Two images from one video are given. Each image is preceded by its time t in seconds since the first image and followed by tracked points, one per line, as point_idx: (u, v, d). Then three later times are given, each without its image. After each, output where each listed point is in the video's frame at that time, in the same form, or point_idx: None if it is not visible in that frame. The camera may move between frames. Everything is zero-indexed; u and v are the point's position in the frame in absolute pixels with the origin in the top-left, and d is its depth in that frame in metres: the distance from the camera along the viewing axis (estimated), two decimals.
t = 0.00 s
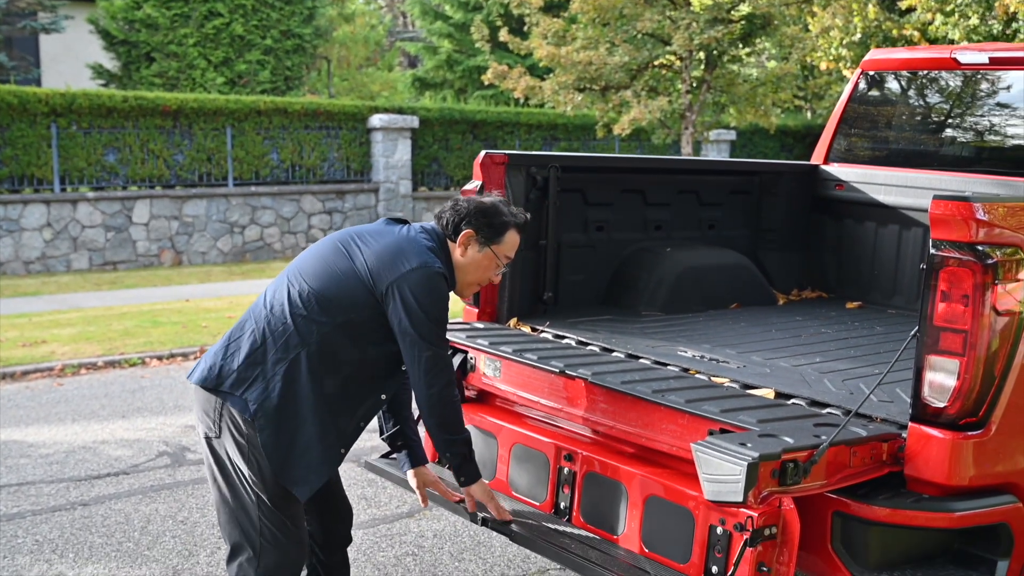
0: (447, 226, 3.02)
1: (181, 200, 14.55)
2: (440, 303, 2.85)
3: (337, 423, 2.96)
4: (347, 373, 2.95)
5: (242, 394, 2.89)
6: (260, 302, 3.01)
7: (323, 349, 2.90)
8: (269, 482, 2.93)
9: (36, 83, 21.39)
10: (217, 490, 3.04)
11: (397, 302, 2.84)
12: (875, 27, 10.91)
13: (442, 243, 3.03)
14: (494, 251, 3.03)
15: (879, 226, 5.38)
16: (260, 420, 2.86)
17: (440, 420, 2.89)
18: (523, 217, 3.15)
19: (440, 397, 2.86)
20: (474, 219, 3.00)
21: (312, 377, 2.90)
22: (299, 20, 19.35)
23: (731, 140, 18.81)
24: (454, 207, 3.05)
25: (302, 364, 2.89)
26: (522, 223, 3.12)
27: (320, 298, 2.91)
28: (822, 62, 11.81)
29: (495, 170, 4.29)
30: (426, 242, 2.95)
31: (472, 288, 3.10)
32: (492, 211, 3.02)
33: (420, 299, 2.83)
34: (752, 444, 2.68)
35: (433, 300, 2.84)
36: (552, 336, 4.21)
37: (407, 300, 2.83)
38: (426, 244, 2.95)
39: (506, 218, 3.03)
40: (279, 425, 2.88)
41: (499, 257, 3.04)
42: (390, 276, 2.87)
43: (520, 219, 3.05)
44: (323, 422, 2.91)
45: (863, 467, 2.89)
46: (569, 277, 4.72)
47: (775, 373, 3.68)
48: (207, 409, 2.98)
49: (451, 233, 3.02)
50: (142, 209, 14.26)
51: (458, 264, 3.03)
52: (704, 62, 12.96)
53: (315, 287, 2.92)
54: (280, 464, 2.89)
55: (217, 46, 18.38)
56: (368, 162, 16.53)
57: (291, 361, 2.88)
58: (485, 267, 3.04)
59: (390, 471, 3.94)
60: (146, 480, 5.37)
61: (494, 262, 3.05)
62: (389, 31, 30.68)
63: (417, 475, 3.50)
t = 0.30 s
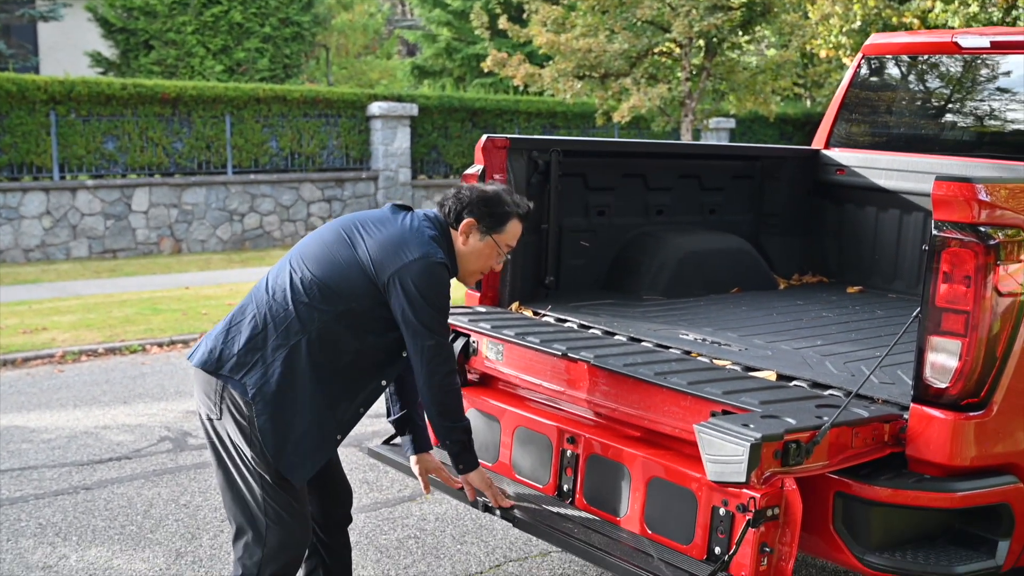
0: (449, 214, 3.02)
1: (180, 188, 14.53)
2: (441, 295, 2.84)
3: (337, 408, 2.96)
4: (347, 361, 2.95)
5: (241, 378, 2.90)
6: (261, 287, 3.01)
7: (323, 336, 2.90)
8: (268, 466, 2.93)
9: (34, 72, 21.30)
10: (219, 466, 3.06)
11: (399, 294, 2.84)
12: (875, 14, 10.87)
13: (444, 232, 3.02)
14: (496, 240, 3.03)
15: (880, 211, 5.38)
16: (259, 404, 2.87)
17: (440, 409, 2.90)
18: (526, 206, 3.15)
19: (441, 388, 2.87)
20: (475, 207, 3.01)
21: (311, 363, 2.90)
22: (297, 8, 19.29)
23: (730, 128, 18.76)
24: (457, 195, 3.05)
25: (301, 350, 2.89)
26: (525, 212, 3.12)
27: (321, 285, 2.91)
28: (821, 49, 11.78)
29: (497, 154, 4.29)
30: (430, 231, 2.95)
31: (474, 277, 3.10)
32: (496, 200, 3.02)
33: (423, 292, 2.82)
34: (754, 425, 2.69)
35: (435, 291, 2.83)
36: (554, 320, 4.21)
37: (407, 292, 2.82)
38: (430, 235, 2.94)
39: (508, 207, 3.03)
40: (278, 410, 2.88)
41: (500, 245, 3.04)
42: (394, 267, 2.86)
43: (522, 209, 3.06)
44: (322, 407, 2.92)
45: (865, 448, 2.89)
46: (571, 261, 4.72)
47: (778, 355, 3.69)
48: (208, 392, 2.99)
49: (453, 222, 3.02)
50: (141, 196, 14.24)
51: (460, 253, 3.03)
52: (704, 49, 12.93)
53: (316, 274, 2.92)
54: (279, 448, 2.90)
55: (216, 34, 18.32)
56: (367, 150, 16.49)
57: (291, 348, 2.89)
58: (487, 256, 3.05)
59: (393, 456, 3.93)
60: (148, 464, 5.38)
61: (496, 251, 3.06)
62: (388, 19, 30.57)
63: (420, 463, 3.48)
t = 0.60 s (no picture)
0: (420, 159, 2.98)
1: (180, 179, 14.53)
2: (418, 245, 2.86)
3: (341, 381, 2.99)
4: (345, 329, 2.97)
5: (246, 368, 2.91)
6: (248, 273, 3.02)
7: (316, 310, 2.91)
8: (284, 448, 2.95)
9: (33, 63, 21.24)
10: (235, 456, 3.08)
11: (376, 254, 2.85)
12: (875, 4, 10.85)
13: (416, 178, 2.99)
14: (472, 177, 3.03)
15: (880, 199, 5.39)
16: (267, 390, 2.89)
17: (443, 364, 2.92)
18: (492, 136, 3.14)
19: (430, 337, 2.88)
20: (448, 148, 2.97)
21: (311, 339, 2.92)
22: None
23: (729, 119, 18.73)
24: (423, 139, 3.00)
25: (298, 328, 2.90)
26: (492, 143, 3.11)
27: (305, 261, 2.90)
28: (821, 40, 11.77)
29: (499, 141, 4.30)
30: (401, 183, 2.94)
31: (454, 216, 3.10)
32: (465, 137, 2.99)
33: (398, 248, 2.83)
34: (757, 406, 2.70)
35: (412, 243, 2.85)
36: (556, 307, 4.22)
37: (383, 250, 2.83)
38: (396, 185, 2.93)
39: (480, 143, 3.02)
40: (288, 392, 2.91)
41: (477, 182, 3.05)
42: (365, 227, 2.86)
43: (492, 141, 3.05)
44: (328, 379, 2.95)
45: (865, 431, 2.90)
46: (572, 249, 4.73)
47: (779, 341, 3.70)
48: (217, 385, 3.01)
49: (426, 168, 2.99)
50: (141, 188, 14.23)
51: (439, 196, 3.01)
52: (703, 40, 12.93)
53: (296, 251, 2.92)
54: (290, 428, 2.92)
55: (215, 25, 18.30)
56: (366, 141, 16.46)
57: (288, 328, 2.90)
58: (466, 194, 3.05)
59: (396, 442, 3.94)
60: (151, 453, 5.39)
61: (472, 187, 3.06)
62: (387, 11, 30.50)
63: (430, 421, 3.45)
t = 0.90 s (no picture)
0: (362, 103, 3.09)
1: (180, 175, 14.51)
2: (365, 200, 2.92)
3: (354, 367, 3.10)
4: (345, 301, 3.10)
5: (260, 368, 2.98)
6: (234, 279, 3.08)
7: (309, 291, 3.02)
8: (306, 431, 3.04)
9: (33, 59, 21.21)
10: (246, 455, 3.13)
11: (326, 214, 2.90)
12: None
13: (361, 124, 3.10)
14: (418, 110, 3.14)
15: (882, 195, 5.40)
16: (289, 380, 2.98)
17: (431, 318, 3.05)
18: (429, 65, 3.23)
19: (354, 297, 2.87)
20: (387, 86, 3.08)
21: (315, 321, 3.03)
22: None
23: (729, 115, 18.72)
24: (362, 83, 3.10)
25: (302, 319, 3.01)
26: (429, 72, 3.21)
27: (285, 248, 2.98)
28: (821, 36, 11.77)
29: (501, 138, 4.31)
30: (345, 135, 3.04)
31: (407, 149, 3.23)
32: (404, 72, 3.09)
33: (346, 198, 2.90)
34: (760, 402, 2.70)
35: (366, 191, 2.93)
36: (558, 303, 4.22)
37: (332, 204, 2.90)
38: (337, 138, 3.01)
39: (418, 76, 3.11)
40: (307, 380, 3.01)
41: (422, 113, 3.16)
42: (315, 188, 2.92)
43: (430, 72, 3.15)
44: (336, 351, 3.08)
45: (868, 426, 2.90)
46: (574, 245, 4.73)
47: (782, 337, 3.71)
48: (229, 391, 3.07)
49: (369, 111, 3.09)
50: (141, 184, 14.23)
51: (388, 135, 3.13)
52: (703, 36, 12.93)
53: (270, 240, 2.99)
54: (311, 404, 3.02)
55: (215, 22, 18.28)
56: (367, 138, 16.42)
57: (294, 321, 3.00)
58: (414, 127, 3.16)
59: (400, 438, 3.92)
60: (153, 449, 5.40)
61: (419, 119, 3.17)
62: (387, 7, 30.46)
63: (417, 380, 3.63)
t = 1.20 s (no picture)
0: (314, 93, 3.15)
1: (186, 174, 14.52)
2: (334, 198, 2.99)
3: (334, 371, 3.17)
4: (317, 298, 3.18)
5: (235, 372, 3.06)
6: (201, 283, 3.15)
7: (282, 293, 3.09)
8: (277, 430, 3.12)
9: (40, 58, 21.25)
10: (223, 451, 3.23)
11: (297, 221, 2.98)
12: None
13: (317, 114, 3.18)
14: (370, 93, 3.21)
15: (889, 193, 5.39)
16: (264, 380, 3.05)
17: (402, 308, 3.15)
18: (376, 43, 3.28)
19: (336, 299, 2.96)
20: (338, 74, 3.13)
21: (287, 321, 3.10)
22: None
23: (735, 113, 18.68)
24: (313, 72, 3.15)
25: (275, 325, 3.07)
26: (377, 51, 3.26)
27: (256, 251, 3.07)
28: (827, 34, 11.75)
29: (508, 136, 4.31)
30: (304, 132, 3.10)
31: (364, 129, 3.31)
32: (354, 58, 3.15)
33: (320, 202, 2.97)
34: (768, 401, 2.70)
35: (339, 194, 3.01)
36: (565, 301, 4.22)
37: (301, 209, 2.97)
38: (298, 136, 3.09)
39: (368, 59, 3.17)
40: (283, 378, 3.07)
41: (374, 95, 3.23)
42: (286, 194, 3.00)
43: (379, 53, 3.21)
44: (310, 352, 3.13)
45: (877, 426, 2.90)
46: (581, 243, 4.73)
47: (790, 336, 3.71)
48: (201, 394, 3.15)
49: (323, 99, 3.16)
50: (148, 182, 14.24)
51: (343, 119, 3.21)
52: (709, 34, 12.90)
53: (241, 245, 3.07)
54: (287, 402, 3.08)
55: (221, 20, 18.30)
56: (372, 135, 16.39)
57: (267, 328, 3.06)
58: (368, 108, 3.24)
59: (409, 437, 3.92)
60: (160, 447, 5.41)
61: (372, 100, 3.25)
62: (393, 6, 30.46)
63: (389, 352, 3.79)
